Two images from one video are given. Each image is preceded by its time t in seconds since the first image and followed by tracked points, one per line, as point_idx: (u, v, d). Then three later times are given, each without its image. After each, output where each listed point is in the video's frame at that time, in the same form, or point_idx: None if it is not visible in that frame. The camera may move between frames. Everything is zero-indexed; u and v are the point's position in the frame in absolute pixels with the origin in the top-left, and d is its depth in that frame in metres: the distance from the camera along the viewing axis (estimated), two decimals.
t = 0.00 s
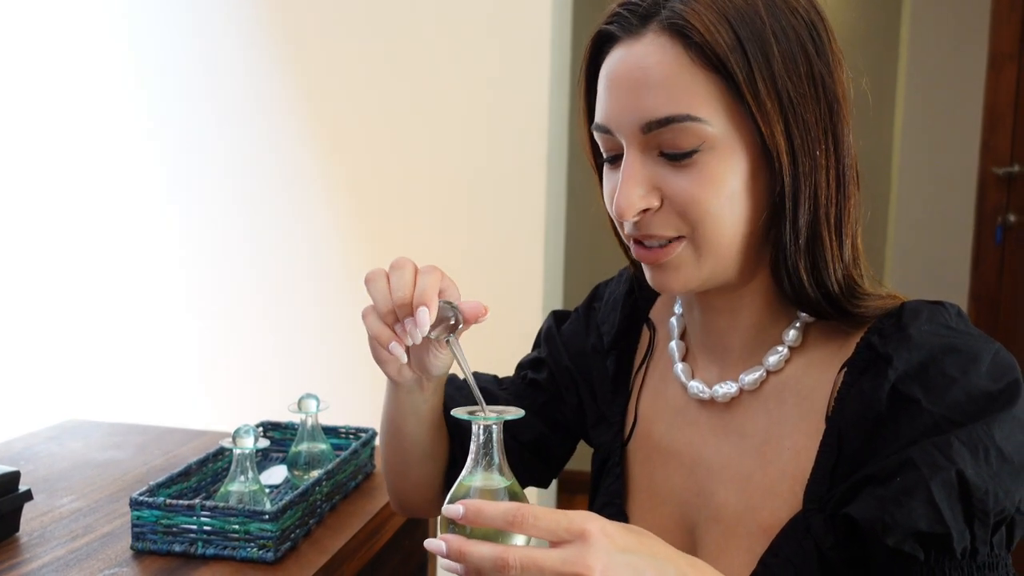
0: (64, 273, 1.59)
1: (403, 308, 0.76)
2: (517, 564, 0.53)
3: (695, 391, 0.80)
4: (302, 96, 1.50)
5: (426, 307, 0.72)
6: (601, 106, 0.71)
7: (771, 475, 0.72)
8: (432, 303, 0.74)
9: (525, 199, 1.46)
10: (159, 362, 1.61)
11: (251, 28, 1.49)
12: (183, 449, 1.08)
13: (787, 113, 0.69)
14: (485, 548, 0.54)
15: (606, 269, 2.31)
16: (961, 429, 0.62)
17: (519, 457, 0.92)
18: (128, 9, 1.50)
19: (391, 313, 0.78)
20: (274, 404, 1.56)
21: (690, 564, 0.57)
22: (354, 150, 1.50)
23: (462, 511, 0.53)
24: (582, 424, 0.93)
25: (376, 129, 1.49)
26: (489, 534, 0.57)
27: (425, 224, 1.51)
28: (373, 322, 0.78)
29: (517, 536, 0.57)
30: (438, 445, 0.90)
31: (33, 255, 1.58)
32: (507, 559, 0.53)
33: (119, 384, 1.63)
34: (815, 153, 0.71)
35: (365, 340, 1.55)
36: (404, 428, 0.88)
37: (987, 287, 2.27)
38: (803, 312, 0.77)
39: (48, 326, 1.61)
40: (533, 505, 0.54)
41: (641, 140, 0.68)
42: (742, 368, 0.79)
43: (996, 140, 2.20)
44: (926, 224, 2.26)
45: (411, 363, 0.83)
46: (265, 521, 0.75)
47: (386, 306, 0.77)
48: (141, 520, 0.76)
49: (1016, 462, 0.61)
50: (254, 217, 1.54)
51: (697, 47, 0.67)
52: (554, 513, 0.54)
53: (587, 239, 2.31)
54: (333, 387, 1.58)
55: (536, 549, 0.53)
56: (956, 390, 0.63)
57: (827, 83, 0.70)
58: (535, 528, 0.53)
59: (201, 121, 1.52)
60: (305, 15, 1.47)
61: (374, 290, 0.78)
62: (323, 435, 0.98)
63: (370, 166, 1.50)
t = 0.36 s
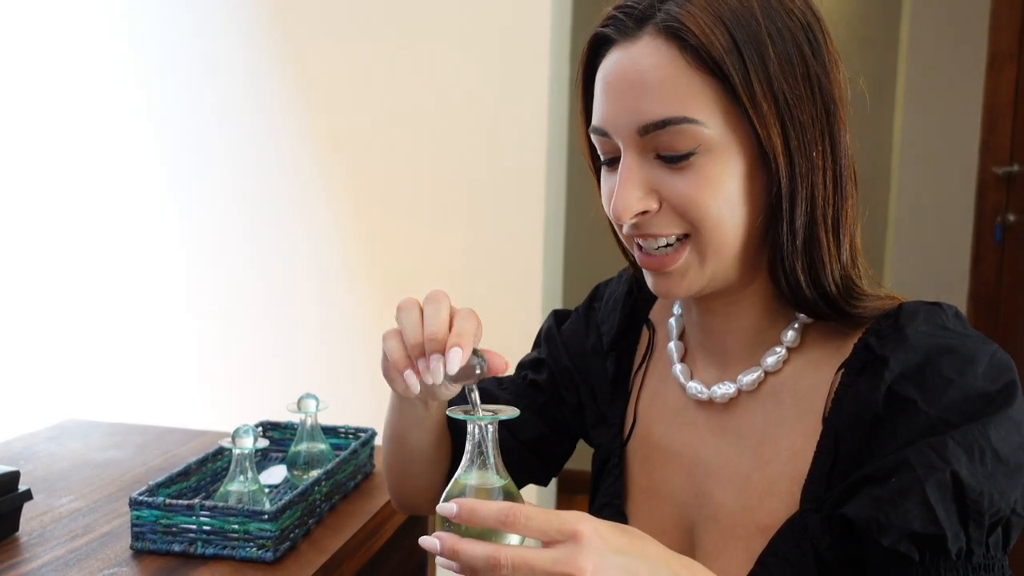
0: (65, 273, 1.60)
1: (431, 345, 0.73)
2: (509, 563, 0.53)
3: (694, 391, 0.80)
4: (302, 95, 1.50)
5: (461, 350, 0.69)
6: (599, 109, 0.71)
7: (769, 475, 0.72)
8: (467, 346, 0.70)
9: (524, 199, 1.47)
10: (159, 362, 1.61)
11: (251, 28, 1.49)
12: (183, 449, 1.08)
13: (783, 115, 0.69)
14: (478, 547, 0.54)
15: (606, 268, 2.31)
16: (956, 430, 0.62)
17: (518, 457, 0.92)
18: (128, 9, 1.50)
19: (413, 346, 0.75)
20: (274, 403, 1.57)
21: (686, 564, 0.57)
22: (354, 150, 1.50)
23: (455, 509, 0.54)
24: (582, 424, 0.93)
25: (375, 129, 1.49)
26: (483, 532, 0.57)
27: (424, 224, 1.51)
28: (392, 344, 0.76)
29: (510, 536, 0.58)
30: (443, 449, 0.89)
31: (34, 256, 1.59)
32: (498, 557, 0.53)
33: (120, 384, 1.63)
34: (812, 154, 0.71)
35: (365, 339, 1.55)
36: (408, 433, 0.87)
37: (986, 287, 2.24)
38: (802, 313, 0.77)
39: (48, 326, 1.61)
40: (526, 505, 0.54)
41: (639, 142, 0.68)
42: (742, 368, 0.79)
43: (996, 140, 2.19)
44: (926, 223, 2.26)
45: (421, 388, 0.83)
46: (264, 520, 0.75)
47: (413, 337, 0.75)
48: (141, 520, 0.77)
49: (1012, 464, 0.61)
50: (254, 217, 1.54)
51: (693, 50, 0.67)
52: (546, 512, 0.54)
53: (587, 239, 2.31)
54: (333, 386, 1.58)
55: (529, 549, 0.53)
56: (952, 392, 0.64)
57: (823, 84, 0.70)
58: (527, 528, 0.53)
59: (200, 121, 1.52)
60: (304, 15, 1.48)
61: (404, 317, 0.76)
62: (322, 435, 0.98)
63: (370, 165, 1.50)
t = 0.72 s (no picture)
0: (61, 275, 1.60)
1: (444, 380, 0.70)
2: (509, 572, 0.54)
3: (687, 395, 0.80)
4: (298, 97, 1.50)
5: (487, 379, 0.66)
6: (619, 89, 0.70)
7: (763, 479, 0.72)
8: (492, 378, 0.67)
9: (521, 201, 1.47)
10: (157, 364, 1.61)
11: (246, 29, 1.49)
12: (179, 452, 1.08)
13: (802, 110, 0.71)
14: (478, 557, 0.54)
15: (603, 269, 2.31)
16: (952, 435, 0.62)
17: (510, 464, 0.92)
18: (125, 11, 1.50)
19: (415, 382, 0.74)
20: (271, 405, 1.57)
21: (679, 570, 0.57)
22: (350, 152, 1.50)
23: (456, 519, 0.55)
24: (573, 430, 0.93)
25: (371, 130, 1.49)
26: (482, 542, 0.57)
27: (421, 225, 1.51)
28: (392, 376, 0.76)
29: (510, 545, 0.57)
30: (434, 453, 0.89)
31: (30, 258, 1.59)
32: (499, 567, 0.54)
33: (117, 386, 1.63)
34: (826, 149, 0.73)
35: (361, 341, 1.56)
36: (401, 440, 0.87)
37: (982, 286, 2.24)
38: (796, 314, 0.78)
39: (45, 328, 1.61)
40: (526, 515, 0.55)
41: (664, 122, 0.68)
42: (734, 372, 0.79)
43: (993, 141, 2.18)
44: (921, 224, 2.27)
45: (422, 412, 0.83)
46: (259, 524, 0.75)
47: (421, 373, 0.72)
48: (136, 524, 0.77)
49: (1006, 467, 0.61)
50: (250, 218, 1.54)
51: (720, 39, 0.68)
52: (546, 522, 0.55)
53: (585, 240, 2.31)
54: (330, 388, 1.58)
55: (528, 559, 0.54)
56: (947, 396, 0.64)
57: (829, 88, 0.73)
58: (527, 539, 0.54)
59: (197, 122, 1.53)
60: (299, 17, 1.48)
61: (412, 353, 0.73)
62: (317, 439, 0.98)
63: (366, 167, 1.51)
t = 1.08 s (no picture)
0: (56, 274, 1.59)
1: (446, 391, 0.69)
2: None
3: (689, 397, 0.80)
4: (296, 96, 1.50)
5: (494, 390, 0.66)
6: (626, 86, 0.70)
7: (765, 482, 0.72)
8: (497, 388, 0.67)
9: (521, 202, 1.47)
10: (154, 365, 1.61)
11: (244, 28, 1.49)
12: (175, 454, 1.08)
13: (811, 110, 0.71)
14: (480, 565, 0.55)
15: (602, 270, 2.31)
16: (957, 439, 0.62)
17: (511, 465, 0.92)
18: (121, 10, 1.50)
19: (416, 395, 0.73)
20: (267, 406, 1.56)
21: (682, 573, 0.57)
22: (349, 152, 1.50)
23: (457, 526, 0.55)
24: (573, 430, 0.93)
25: (370, 131, 1.49)
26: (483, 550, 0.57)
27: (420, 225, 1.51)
28: (389, 395, 0.75)
29: (513, 554, 0.57)
30: (434, 455, 0.89)
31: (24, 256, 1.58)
32: None
33: (114, 385, 1.63)
34: (835, 148, 0.73)
35: (359, 342, 1.55)
36: (400, 441, 0.87)
37: (983, 287, 2.24)
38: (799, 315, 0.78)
39: (41, 327, 1.60)
40: (528, 522, 0.54)
41: (673, 120, 0.68)
42: (735, 373, 0.79)
43: (990, 141, 2.19)
44: (921, 225, 2.27)
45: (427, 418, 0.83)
46: (256, 525, 0.75)
47: (419, 385, 0.72)
48: (132, 525, 0.76)
49: (1011, 471, 0.61)
50: (248, 218, 1.54)
51: (731, 37, 0.69)
52: (549, 530, 0.54)
53: (584, 241, 2.31)
54: (327, 390, 1.57)
55: (530, 566, 0.54)
56: (952, 399, 0.63)
57: (837, 87, 0.74)
58: (529, 546, 0.54)
59: (193, 122, 1.52)
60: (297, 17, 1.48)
61: (408, 368, 0.73)
62: (315, 439, 0.98)
63: (364, 168, 1.50)
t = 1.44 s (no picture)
0: (55, 272, 1.59)
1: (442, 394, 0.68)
2: None
3: (688, 397, 0.80)
4: (293, 95, 1.49)
5: (489, 391, 0.66)
6: (622, 87, 0.70)
7: (764, 482, 0.72)
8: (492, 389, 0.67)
9: (519, 202, 1.47)
10: (152, 365, 1.61)
11: (241, 26, 1.48)
12: (173, 454, 1.08)
13: (807, 111, 0.71)
14: (479, 568, 0.54)
15: (600, 270, 2.31)
16: (957, 439, 0.61)
17: (510, 466, 0.92)
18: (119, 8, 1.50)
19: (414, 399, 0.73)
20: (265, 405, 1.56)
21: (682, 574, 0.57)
22: (347, 152, 1.50)
23: (457, 529, 0.54)
24: (572, 432, 0.93)
25: (368, 130, 1.49)
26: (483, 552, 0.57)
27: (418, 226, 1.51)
28: (389, 399, 0.75)
29: (513, 557, 0.57)
30: (433, 455, 0.89)
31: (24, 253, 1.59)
32: None
33: (112, 384, 1.63)
34: (830, 149, 0.73)
35: (357, 342, 1.55)
36: (398, 443, 0.87)
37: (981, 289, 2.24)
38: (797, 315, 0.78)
39: (40, 325, 1.61)
40: (528, 525, 0.55)
41: (668, 121, 0.68)
42: (734, 373, 0.79)
43: (990, 141, 2.18)
44: (916, 224, 2.27)
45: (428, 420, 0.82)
46: (254, 525, 0.75)
47: (416, 388, 0.71)
48: (130, 525, 0.76)
49: (1010, 471, 0.61)
50: (246, 217, 1.54)
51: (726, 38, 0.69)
52: (549, 533, 0.54)
53: (582, 241, 2.31)
54: (326, 389, 1.57)
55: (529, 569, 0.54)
56: (952, 399, 0.63)
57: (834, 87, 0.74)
58: (528, 549, 0.54)
59: (192, 120, 1.52)
60: (295, 15, 1.47)
61: (404, 373, 0.72)
62: (313, 439, 0.98)
63: (363, 167, 1.50)
